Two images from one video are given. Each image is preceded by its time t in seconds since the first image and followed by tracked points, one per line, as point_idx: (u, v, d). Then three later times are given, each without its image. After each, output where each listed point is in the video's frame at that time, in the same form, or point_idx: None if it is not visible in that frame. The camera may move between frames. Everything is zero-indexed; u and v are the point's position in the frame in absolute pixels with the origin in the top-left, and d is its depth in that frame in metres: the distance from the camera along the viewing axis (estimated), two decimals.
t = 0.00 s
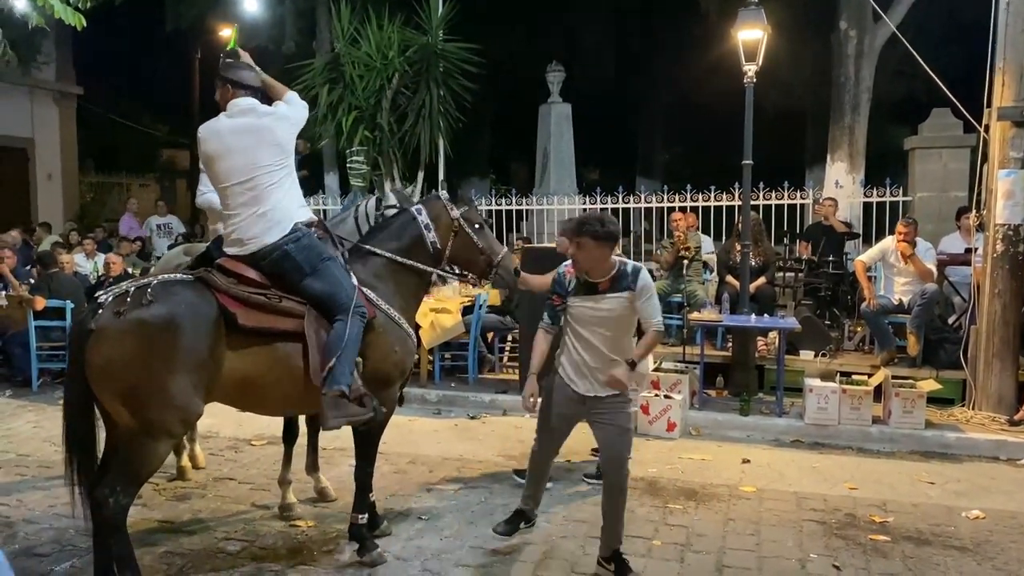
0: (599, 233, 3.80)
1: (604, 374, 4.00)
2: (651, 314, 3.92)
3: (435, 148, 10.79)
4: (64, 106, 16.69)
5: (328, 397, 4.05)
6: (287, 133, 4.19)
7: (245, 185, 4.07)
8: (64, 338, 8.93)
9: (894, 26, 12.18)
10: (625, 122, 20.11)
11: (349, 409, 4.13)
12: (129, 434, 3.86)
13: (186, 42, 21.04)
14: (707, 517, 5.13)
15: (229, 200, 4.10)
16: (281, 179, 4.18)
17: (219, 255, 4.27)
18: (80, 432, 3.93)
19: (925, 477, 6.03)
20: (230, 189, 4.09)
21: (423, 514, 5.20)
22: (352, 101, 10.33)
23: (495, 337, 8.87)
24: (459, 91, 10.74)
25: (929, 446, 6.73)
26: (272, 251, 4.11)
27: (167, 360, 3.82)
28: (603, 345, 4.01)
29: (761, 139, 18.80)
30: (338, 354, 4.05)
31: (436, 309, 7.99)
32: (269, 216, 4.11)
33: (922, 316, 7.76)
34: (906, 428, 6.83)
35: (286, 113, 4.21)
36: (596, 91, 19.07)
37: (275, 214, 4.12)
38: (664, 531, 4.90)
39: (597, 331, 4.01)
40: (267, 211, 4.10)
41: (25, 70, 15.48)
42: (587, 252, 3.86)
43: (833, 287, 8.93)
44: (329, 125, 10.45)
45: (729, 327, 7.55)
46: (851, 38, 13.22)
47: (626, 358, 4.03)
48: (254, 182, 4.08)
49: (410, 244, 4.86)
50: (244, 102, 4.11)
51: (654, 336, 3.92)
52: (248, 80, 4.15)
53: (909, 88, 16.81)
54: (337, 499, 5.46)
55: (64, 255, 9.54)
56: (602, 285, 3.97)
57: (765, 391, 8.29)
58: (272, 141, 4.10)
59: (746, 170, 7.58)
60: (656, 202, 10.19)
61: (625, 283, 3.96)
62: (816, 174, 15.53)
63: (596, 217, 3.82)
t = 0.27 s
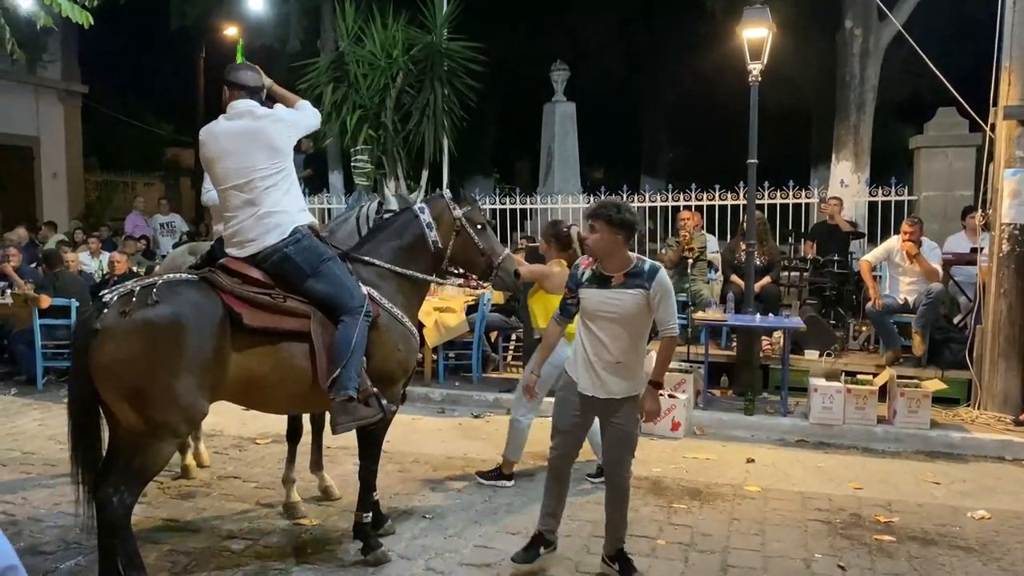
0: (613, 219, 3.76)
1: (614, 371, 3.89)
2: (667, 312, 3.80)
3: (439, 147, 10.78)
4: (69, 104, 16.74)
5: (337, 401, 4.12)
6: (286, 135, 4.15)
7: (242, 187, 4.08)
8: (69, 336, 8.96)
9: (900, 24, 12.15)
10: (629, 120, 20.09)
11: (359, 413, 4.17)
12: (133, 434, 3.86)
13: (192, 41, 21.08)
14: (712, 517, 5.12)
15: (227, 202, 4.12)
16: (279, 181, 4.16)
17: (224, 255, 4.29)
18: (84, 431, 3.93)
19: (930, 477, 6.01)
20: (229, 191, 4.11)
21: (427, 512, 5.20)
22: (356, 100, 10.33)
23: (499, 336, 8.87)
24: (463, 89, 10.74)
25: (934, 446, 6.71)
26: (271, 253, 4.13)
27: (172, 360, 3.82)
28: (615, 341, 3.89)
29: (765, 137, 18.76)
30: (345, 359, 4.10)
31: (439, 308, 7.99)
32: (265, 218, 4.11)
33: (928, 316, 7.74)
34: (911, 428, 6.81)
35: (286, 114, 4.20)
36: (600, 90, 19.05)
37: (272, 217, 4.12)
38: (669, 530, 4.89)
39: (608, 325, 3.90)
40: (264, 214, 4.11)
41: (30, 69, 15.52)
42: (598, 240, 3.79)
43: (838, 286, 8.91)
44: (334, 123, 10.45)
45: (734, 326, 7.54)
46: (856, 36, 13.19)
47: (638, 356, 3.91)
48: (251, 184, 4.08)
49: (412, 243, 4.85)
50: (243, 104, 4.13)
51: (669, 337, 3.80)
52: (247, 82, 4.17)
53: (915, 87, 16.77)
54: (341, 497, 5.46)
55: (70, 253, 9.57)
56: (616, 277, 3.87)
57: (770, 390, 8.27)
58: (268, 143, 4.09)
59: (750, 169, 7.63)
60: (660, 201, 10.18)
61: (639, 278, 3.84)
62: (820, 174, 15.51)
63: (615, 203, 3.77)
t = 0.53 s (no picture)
0: (613, 216, 3.74)
1: (606, 375, 3.80)
2: (661, 315, 3.67)
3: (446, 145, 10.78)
4: (77, 103, 16.79)
5: (328, 397, 4.11)
6: (289, 136, 4.12)
7: (246, 189, 4.11)
8: (77, 334, 9.00)
9: (908, 22, 12.10)
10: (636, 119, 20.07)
11: (347, 413, 4.15)
12: (142, 432, 3.87)
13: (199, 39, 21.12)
14: (719, 516, 5.12)
15: (233, 203, 4.17)
16: (284, 182, 4.14)
17: (231, 253, 4.30)
18: (93, 430, 3.94)
19: (938, 477, 5.99)
20: (235, 192, 4.15)
21: (433, 511, 5.20)
22: (363, 98, 10.33)
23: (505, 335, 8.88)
24: (469, 88, 10.74)
25: (942, 445, 6.68)
26: (281, 249, 4.13)
27: (181, 358, 3.83)
28: (608, 343, 3.80)
29: (772, 136, 18.74)
30: (342, 356, 4.07)
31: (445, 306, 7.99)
32: (270, 218, 4.11)
33: (936, 314, 7.70)
34: (919, 428, 6.79)
35: (291, 115, 4.18)
36: (607, 88, 19.02)
37: (274, 218, 4.12)
38: (676, 530, 4.88)
39: (602, 326, 3.80)
40: (267, 216, 4.11)
41: (39, 68, 15.58)
42: (595, 237, 3.75)
43: (846, 286, 8.88)
44: (340, 122, 10.46)
45: (741, 326, 7.52)
46: (864, 35, 13.14)
47: (633, 359, 3.81)
48: (254, 186, 4.10)
49: (419, 242, 4.85)
50: (250, 106, 4.16)
51: (662, 341, 3.63)
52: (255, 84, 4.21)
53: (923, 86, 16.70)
54: (348, 495, 5.47)
55: (78, 252, 9.61)
56: (612, 277, 3.78)
57: (777, 389, 8.26)
58: (271, 144, 4.08)
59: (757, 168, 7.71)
60: (667, 200, 10.16)
61: (635, 278, 3.74)
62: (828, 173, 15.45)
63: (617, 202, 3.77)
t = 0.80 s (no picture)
0: (592, 214, 3.66)
1: (585, 377, 3.72)
2: (638, 316, 3.54)
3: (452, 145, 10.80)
4: (85, 103, 16.85)
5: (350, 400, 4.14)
6: (304, 139, 4.15)
7: (255, 185, 4.12)
8: (84, 333, 9.03)
9: (916, 21, 12.05)
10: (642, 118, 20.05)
11: (371, 414, 4.17)
12: (149, 432, 3.89)
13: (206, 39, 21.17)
14: (725, 516, 5.11)
15: (240, 201, 4.19)
16: (294, 184, 4.16)
17: (238, 253, 4.31)
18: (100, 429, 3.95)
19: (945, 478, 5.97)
20: (242, 190, 4.17)
21: (439, 510, 5.21)
22: (369, 98, 10.35)
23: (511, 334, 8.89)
24: (476, 87, 10.75)
25: (949, 446, 6.66)
26: (292, 245, 4.15)
27: (188, 358, 3.84)
28: (586, 344, 3.71)
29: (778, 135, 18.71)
30: (359, 356, 4.11)
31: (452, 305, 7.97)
32: (277, 216, 4.12)
33: (943, 316, 7.63)
34: (926, 429, 6.77)
35: (310, 120, 4.22)
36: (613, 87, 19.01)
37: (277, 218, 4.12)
38: (682, 529, 4.88)
39: (582, 327, 3.71)
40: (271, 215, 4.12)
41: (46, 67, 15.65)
42: (574, 235, 3.68)
43: (852, 286, 8.85)
44: (346, 122, 10.48)
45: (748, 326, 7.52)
46: (872, 34, 13.11)
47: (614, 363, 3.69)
48: (260, 183, 4.11)
49: (426, 242, 4.86)
50: (270, 108, 4.22)
51: (638, 342, 3.54)
52: (278, 85, 4.27)
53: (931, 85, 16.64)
54: (354, 494, 5.49)
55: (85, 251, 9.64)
56: (591, 277, 3.69)
57: (783, 389, 8.25)
58: (285, 144, 4.11)
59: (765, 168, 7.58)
60: (673, 199, 10.15)
61: (614, 278, 3.63)
62: (834, 172, 15.40)
63: (598, 201, 3.69)
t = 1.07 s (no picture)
0: (579, 211, 3.62)
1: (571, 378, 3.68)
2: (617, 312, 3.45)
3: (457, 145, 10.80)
4: (90, 102, 16.89)
5: (347, 404, 4.14)
6: (312, 138, 4.16)
7: (264, 183, 4.19)
8: (90, 332, 9.05)
9: (921, 21, 12.02)
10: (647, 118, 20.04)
11: (368, 416, 4.18)
12: (155, 430, 3.89)
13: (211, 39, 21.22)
14: (730, 516, 5.11)
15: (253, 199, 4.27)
16: (299, 182, 4.18)
17: (246, 249, 4.35)
18: (108, 427, 3.97)
19: (950, 479, 5.95)
20: (255, 188, 4.25)
21: (443, 510, 5.21)
22: (374, 98, 10.37)
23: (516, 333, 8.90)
24: (480, 87, 10.75)
25: (954, 447, 6.65)
26: (287, 240, 4.17)
27: (194, 357, 3.85)
28: (574, 345, 3.65)
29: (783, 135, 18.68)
30: (357, 355, 4.13)
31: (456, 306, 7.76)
32: (278, 213, 4.17)
33: (948, 316, 7.64)
34: (931, 429, 6.75)
35: (322, 119, 4.23)
36: (618, 87, 19.01)
37: (281, 217, 4.17)
38: (686, 530, 4.88)
39: (570, 328, 3.67)
40: (276, 214, 4.17)
41: (52, 66, 15.70)
42: (562, 233, 3.66)
43: (858, 286, 8.82)
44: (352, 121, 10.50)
45: (753, 326, 7.50)
46: (877, 34, 13.09)
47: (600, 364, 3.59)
48: (269, 182, 4.17)
49: (432, 243, 4.85)
50: (289, 108, 4.28)
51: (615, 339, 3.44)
52: (300, 85, 4.31)
53: (937, 86, 16.59)
54: (359, 494, 5.49)
55: (91, 250, 9.67)
56: (579, 275, 3.65)
57: (789, 390, 8.23)
58: (293, 143, 4.15)
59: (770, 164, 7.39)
60: (677, 200, 10.15)
61: (596, 276, 3.57)
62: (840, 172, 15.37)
63: (588, 198, 3.62)
